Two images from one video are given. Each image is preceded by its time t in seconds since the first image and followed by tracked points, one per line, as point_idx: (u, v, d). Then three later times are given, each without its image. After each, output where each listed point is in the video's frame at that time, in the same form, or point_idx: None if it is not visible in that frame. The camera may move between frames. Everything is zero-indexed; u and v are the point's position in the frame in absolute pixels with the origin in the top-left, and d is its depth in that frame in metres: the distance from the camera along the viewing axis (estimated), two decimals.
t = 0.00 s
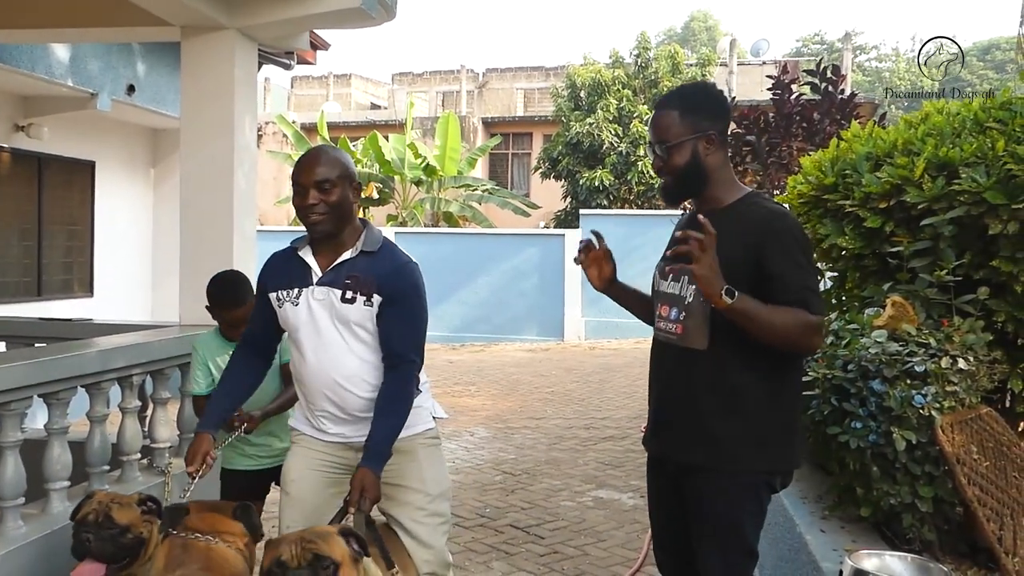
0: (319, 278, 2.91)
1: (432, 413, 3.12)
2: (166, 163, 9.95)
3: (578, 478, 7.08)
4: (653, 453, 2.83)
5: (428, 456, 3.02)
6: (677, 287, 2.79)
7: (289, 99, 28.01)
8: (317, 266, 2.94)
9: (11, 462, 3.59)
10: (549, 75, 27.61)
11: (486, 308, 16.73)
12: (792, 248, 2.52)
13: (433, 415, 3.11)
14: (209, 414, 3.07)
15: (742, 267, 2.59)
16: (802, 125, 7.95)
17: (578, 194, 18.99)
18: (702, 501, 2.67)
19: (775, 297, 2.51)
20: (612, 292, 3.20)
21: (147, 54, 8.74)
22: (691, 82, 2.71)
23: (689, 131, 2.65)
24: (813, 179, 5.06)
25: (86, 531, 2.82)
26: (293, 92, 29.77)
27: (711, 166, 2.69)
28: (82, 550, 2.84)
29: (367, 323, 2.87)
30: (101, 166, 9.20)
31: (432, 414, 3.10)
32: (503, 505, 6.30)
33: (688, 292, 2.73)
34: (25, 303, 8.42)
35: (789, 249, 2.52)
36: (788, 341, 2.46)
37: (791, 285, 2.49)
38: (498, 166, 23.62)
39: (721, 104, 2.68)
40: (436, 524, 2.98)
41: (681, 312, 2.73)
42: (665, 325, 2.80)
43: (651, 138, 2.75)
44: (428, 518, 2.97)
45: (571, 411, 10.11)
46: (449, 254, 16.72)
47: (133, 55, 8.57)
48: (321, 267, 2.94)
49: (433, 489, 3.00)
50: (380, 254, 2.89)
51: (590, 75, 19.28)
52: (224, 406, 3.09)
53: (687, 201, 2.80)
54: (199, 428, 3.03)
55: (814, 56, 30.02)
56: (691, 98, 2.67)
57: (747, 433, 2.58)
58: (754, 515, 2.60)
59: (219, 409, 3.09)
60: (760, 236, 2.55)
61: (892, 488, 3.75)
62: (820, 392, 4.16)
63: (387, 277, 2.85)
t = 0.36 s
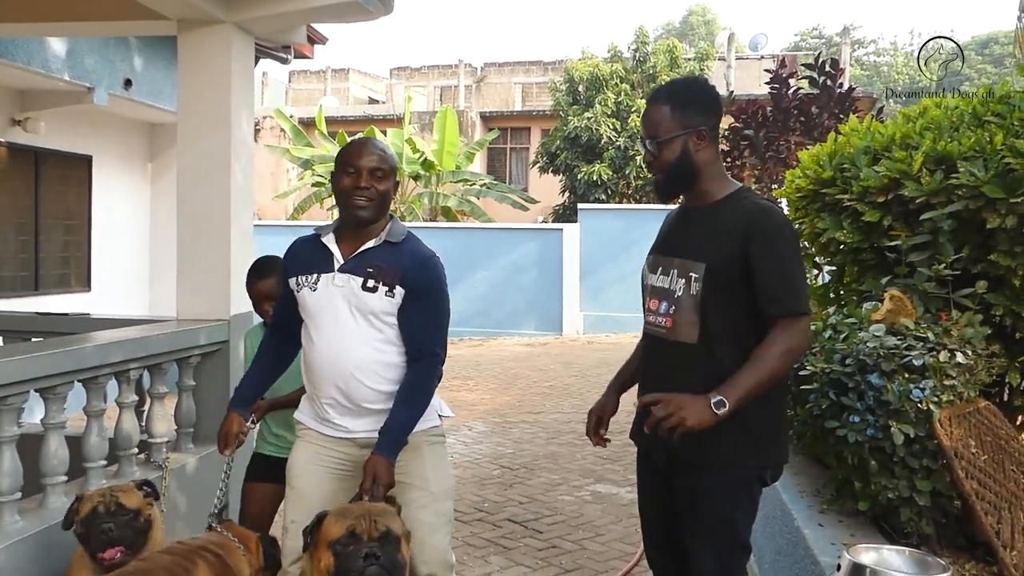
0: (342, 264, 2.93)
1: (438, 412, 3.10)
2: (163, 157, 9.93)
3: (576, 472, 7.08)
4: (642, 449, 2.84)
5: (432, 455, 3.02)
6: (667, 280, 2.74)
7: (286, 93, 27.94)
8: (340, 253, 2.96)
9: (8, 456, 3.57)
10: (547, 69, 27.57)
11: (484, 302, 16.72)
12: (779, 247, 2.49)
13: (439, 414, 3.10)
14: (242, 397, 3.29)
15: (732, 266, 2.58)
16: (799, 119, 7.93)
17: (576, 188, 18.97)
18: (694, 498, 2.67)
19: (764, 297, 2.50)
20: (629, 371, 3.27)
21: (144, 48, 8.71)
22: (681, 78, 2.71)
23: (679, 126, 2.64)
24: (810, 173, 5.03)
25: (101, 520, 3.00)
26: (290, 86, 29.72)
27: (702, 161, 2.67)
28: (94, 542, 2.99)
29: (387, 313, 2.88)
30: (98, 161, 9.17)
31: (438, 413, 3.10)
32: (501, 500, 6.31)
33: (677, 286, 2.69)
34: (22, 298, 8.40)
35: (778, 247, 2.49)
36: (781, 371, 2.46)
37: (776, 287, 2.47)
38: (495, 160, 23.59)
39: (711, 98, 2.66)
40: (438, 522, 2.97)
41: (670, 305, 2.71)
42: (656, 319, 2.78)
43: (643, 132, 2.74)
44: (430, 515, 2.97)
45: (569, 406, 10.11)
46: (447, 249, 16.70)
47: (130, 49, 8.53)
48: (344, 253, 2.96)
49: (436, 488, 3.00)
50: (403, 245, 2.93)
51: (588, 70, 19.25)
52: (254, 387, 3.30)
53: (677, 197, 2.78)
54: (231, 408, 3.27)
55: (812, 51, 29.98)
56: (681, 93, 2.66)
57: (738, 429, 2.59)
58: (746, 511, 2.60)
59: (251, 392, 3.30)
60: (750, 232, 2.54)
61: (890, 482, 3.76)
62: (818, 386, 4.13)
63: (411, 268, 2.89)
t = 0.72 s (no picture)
0: (344, 264, 2.91)
1: (443, 408, 3.07)
2: (159, 154, 9.90)
3: (574, 468, 7.08)
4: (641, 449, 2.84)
5: (439, 451, 3.00)
6: (657, 284, 2.75)
7: (283, 90, 27.90)
8: (343, 250, 2.94)
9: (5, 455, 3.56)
10: (544, 65, 27.54)
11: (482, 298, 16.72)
12: (769, 245, 2.48)
13: (444, 408, 3.07)
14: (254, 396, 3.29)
15: (724, 268, 2.57)
16: (796, 113, 7.93)
17: (574, 184, 18.95)
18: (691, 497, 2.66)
19: (756, 298, 2.49)
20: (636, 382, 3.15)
21: (140, 45, 8.67)
22: (650, 80, 2.70)
23: (651, 130, 2.65)
24: (807, 168, 5.02)
25: (120, 490, 3.21)
26: (287, 83, 29.69)
27: (681, 164, 2.66)
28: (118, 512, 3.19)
29: (386, 312, 2.86)
30: (95, 158, 9.15)
31: (444, 407, 3.07)
32: (499, 496, 6.30)
33: (667, 290, 2.70)
34: (19, 296, 8.39)
35: (770, 244, 2.48)
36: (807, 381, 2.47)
37: (768, 288, 2.46)
38: (493, 156, 23.56)
39: (689, 100, 2.66)
40: (443, 518, 2.99)
41: (662, 309, 2.72)
42: (648, 323, 2.79)
43: (619, 135, 2.75)
44: (437, 511, 2.98)
45: (567, 402, 10.10)
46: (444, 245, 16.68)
47: (126, 45, 8.50)
48: (347, 250, 2.94)
49: (443, 484, 2.99)
50: (406, 244, 2.89)
51: (586, 65, 19.23)
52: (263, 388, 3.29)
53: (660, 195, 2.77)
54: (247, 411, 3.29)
55: (809, 46, 29.95)
56: (654, 95, 2.66)
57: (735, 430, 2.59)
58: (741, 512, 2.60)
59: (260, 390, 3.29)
60: (740, 231, 2.53)
61: (888, 477, 3.76)
62: (816, 381, 4.13)
63: (413, 268, 2.86)
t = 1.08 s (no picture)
0: (298, 264, 2.92)
1: (425, 402, 3.09)
2: (159, 150, 9.90)
3: (572, 465, 7.09)
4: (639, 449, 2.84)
5: (421, 448, 3.01)
6: (653, 282, 2.73)
7: (282, 85, 27.88)
8: (295, 252, 2.95)
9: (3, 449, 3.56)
10: (544, 62, 27.49)
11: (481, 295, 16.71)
12: (756, 247, 2.44)
13: (425, 403, 3.08)
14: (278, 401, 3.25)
15: (713, 269, 2.54)
16: (796, 111, 7.93)
17: (573, 181, 18.95)
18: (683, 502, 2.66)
19: (743, 300, 2.45)
20: (629, 380, 3.12)
21: (139, 40, 8.65)
22: (665, 66, 2.67)
23: (644, 115, 2.64)
24: (807, 165, 5.01)
25: (110, 472, 3.20)
26: (286, 78, 29.69)
27: (672, 151, 2.64)
28: (110, 495, 3.18)
29: (349, 303, 2.86)
30: (93, 153, 9.14)
31: (423, 402, 3.08)
32: (497, 492, 6.31)
33: (660, 290, 2.69)
34: (18, 290, 8.39)
35: (757, 246, 2.44)
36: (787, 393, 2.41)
37: (755, 291, 2.42)
38: (493, 153, 23.55)
39: (697, 90, 2.62)
40: (435, 514, 2.99)
41: (655, 310, 2.71)
42: (645, 323, 2.78)
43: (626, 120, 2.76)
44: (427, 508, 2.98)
45: (566, 399, 10.11)
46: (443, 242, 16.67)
47: (125, 41, 8.48)
48: (299, 252, 2.95)
49: (429, 481, 2.99)
50: (356, 231, 2.91)
51: (585, 62, 19.21)
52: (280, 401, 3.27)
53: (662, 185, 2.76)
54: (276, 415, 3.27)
55: (809, 43, 29.93)
56: (659, 84, 2.63)
57: (727, 434, 2.59)
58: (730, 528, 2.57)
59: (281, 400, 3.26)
60: (728, 231, 2.50)
61: (885, 475, 3.76)
62: (813, 379, 4.13)
63: (365, 253, 2.86)
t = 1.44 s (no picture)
0: (313, 261, 2.93)
1: (440, 404, 3.07)
2: (158, 146, 9.89)
3: (571, 462, 7.09)
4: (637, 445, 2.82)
5: (435, 451, 3.00)
6: (652, 269, 2.76)
7: (282, 81, 27.86)
8: (310, 251, 2.98)
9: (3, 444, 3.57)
10: (544, 58, 27.46)
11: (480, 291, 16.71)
12: (735, 218, 2.44)
13: (439, 405, 3.06)
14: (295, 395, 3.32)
15: (698, 244, 2.55)
16: (795, 108, 7.92)
17: (573, 178, 18.95)
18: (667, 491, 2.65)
19: (722, 272, 2.45)
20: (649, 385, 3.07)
21: (138, 35, 8.63)
22: (675, 68, 2.71)
23: (656, 111, 2.70)
24: (807, 162, 5.01)
25: (124, 456, 3.32)
26: (286, 74, 29.67)
27: (676, 143, 2.67)
28: (124, 480, 3.30)
29: (360, 301, 2.86)
30: (93, 148, 9.13)
31: (439, 404, 3.06)
32: (496, 489, 6.31)
33: (656, 273, 2.72)
34: (18, 286, 8.39)
35: (736, 216, 2.45)
36: (750, 361, 2.34)
37: (732, 262, 2.41)
38: (492, 149, 23.54)
39: (709, 87, 2.66)
40: (442, 517, 2.96)
41: (650, 294, 2.73)
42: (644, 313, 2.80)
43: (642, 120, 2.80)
44: (434, 511, 2.95)
45: (565, 396, 10.12)
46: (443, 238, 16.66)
47: (125, 36, 8.47)
48: (314, 250, 2.97)
49: (439, 485, 2.98)
50: (370, 227, 2.90)
51: (585, 58, 19.19)
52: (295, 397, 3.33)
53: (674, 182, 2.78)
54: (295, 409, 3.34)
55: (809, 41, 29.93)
56: (673, 80, 2.68)
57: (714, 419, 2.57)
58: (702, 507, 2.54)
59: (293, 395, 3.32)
60: (712, 204, 2.52)
61: (884, 472, 3.76)
62: (812, 376, 4.13)
63: (378, 250, 2.85)
